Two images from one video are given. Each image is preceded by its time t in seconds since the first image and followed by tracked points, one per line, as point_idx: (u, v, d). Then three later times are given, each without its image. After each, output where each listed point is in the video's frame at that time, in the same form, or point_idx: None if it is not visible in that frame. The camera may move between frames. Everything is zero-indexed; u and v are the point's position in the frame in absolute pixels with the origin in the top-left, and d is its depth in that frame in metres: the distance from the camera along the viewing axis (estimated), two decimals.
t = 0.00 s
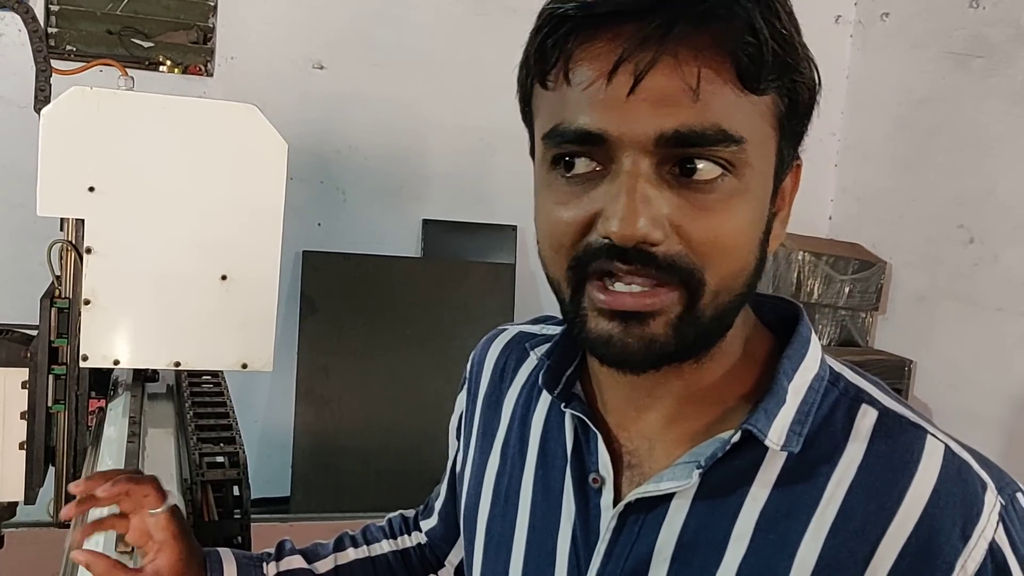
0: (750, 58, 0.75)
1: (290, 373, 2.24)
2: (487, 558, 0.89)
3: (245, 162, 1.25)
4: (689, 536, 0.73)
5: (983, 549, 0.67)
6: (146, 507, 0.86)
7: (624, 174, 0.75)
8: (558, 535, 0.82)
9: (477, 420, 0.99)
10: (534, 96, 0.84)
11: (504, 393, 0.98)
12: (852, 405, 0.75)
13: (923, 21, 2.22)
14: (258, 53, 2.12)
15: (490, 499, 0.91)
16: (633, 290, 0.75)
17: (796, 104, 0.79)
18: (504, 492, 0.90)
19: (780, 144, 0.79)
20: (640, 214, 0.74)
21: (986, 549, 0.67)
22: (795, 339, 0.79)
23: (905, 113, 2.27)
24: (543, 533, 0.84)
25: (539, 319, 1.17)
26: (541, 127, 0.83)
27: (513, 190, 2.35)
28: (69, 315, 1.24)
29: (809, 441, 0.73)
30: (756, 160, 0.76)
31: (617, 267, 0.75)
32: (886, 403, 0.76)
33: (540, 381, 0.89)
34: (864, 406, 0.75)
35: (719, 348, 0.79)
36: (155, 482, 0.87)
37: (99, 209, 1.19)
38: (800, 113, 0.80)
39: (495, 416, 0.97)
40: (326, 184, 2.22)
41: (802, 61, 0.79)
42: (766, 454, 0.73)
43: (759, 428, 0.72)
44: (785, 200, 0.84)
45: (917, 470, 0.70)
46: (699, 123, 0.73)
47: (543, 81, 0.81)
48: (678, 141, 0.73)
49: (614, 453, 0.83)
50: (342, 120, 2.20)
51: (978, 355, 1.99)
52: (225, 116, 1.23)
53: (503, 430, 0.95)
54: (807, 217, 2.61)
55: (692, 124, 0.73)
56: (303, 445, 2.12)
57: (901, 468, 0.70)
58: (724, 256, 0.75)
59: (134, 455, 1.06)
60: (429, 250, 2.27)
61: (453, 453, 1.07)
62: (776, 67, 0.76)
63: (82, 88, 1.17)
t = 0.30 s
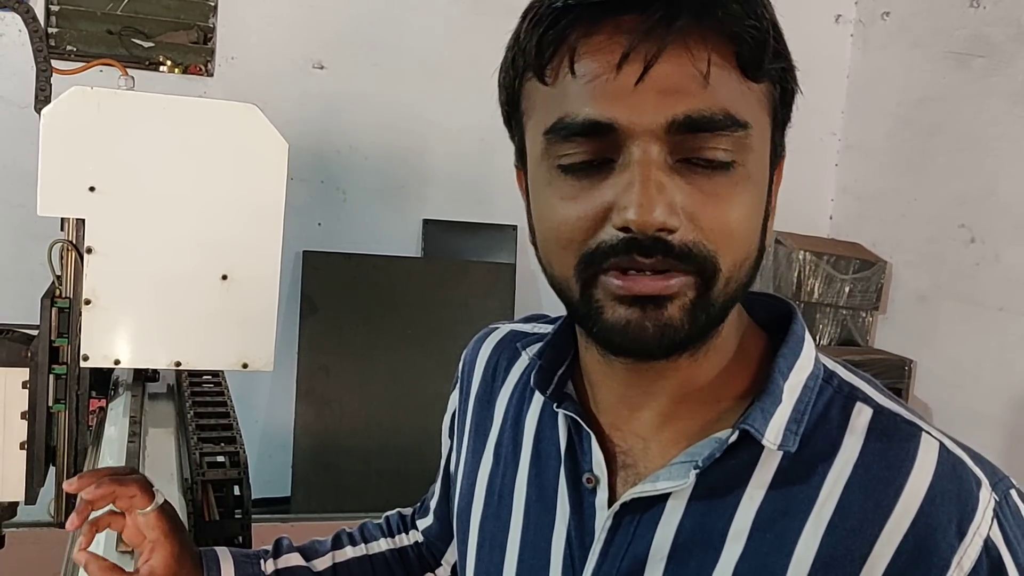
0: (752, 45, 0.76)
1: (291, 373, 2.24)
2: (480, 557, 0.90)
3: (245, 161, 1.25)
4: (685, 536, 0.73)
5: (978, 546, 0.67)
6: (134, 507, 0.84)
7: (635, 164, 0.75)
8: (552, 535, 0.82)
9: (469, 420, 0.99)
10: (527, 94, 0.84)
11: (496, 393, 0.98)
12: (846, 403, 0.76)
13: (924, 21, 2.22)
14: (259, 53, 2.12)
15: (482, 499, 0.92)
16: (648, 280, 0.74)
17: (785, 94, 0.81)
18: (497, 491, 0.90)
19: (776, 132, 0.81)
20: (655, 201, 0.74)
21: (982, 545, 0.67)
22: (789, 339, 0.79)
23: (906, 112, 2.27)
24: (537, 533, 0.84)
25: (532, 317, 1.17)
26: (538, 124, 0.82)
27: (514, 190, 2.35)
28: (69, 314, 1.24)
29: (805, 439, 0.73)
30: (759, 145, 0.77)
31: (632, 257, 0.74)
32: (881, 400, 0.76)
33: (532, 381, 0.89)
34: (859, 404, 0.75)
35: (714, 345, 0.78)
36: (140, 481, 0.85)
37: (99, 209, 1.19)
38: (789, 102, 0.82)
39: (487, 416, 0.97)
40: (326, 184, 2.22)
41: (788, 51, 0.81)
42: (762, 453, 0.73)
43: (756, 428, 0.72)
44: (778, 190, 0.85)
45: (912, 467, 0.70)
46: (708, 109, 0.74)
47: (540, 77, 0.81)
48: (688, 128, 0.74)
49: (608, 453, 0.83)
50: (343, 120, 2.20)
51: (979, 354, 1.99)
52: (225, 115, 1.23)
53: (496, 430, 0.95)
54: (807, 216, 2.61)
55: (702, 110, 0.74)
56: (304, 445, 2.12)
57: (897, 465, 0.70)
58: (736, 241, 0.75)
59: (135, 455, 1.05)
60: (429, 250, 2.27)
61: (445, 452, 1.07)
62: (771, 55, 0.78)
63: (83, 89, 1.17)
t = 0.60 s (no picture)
0: (757, 42, 0.76)
1: (292, 373, 2.24)
2: (479, 557, 0.90)
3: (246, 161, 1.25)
4: (684, 537, 0.73)
5: (977, 547, 0.66)
6: (111, 513, 0.84)
7: (636, 157, 0.75)
8: (551, 536, 0.82)
9: (468, 419, 0.99)
10: (531, 88, 0.84)
11: (495, 392, 0.98)
12: (845, 405, 0.75)
13: (925, 22, 2.22)
14: (260, 54, 2.12)
15: (481, 500, 0.92)
16: (644, 275, 0.74)
17: (789, 96, 0.81)
18: (496, 492, 0.90)
19: (779, 133, 0.80)
20: (656, 196, 0.73)
21: (980, 548, 0.66)
22: (788, 339, 0.79)
23: (907, 113, 2.27)
24: (536, 534, 0.84)
25: (529, 316, 1.17)
26: (541, 118, 0.82)
27: (515, 191, 2.35)
28: (71, 315, 1.22)
29: (804, 440, 0.73)
30: (762, 144, 0.77)
31: (629, 252, 0.74)
32: (879, 402, 0.75)
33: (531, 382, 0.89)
34: (857, 406, 0.75)
35: (712, 345, 0.78)
36: (112, 488, 0.85)
37: (100, 210, 1.19)
38: (792, 105, 0.82)
39: (485, 416, 0.97)
40: (327, 184, 2.22)
41: (791, 53, 0.81)
42: (761, 455, 0.73)
43: (755, 429, 0.72)
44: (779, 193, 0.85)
45: (911, 468, 0.70)
46: (711, 105, 0.74)
47: (545, 70, 0.81)
48: (690, 123, 0.74)
49: (607, 454, 0.83)
50: (344, 121, 2.20)
51: (980, 355, 1.99)
52: (226, 115, 1.23)
53: (495, 430, 0.94)
54: (808, 217, 2.61)
55: (705, 106, 0.74)
56: (305, 446, 2.12)
57: (896, 467, 0.70)
58: (736, 240, 0.75)
59: (136, 455, 1.05)
60: (431, 251, 2.27)
61: (443, 451, 1.07)
62: (775, 56, 0.78)
63: (84, 90, 1.17)
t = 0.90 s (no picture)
0: (779, 39, 0.76)
1: (294, 376, 2.24)
2: (491, 563, 0.89)
3: (251, 163, 1.25)
4: (698, 542, 0.73)
5: (995, 554, 0.66)
6: (127, 516, 0.82)
7: (654, 143, 0.75)
8: (564, 540, 0.82)
9: (479, 425, 0.99)
10: (556, 79, 0.84)
11: (506, 398, 0.98)
12: (860, 411, 0.75)
13: (927, 23, 2.21)
14: (261, 57, 2.12)
15: (493, 506, 0.91)
16: (658, 260, 0.73)
17: (811, 101, 0.81)
18: (508, 497, 0.90)
19: (797, 135, 0.80)
20: (671, 180, 0.73)
21: (998, 554, 0.66)
22: (802, 344, 0.79)
23: (909, 115, 2.26)
24: (548, 539, 0.83)
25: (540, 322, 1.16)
26: (563, 106, 0.82)
27: (517, 193, 2.34)
28: (72, 318, 1.23)
29: (818, 446, 0.73)
30: (779, 142, 0.77)
31: (644, 237, 0.73)
32: (894, 408, 0.75)
33: (545, 385, 0.88)
34: (872, 412, 0.74)
35: (724, 346, 0.78)
36: (130, 489, 0.83)
37: (101, 212, 1.18)
38: (814, 111, 0.82)
39: (497, 421, 0.97)
40: (329, 187, 2.21)
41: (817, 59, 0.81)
42: (775, 458, 0.73)
43: (769, 433, 0.71)
44: (796, 201, 0.85)
45: (928, 473, 0.70)
46: (729, 96, 0.74)
47: (570, 61, 0.81)
48: (708, 113, 0.74)
49: (621, 458, 0.83)
50: (346, 123, 2.20)
51: (985, 357, 1.99)
52: (227, 117, 1.23)
53: (506, 436, 0.94)
54: (810, 220, 2.60)
55: (723, 97, 0.74)
56: (307, 449, 2.12)
57: (912, 472, 0.70)
58: (750, 232, 0.74)
59: (139, 458, 1.04)
60: (432, 253, 2.27)
61: (453, 457, 1.06)
62: (799, 57, 0.78)
63: (86, 93, 1.17)
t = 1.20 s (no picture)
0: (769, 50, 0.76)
1: (294, 378, 2.24)
2: (502, 565, 0.89)
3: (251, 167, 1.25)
4: (711, 538, 0.73)
5: (1003, 545, 0.67)
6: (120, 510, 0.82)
7: (650, 161, 0.75)
8: (577, 541, 0.82)
9: (490, 430, 0.99)
10: (556, 98, 0.85)
11: (517, 403, 0.98)
12: (868, 408, 0.75)
13: (926, 26, 2.22)
14: (260, 59, 2.12)
15: (504, 509, 0.91)
16: (659, 272, 0.74)
17: (809, 106, 0.81)
18: (520, 501, 0.90)
19: (796, 140, 0.80)
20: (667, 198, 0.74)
21: (1006, 546, 0.67)
22: (809, 344, 0.79)
23: (909, 117, 2.27)
24: (561, 540, 0.83)
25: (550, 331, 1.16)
26: (563, 125, 0.83)
27: (517, 194, 2.34)
28: (73, 321, 1.23)
29: (828, 442, 0.73)
30: (775, 151, 0.76)
31: (645, 253, 0.74)
32: (901, 406, 0.76)
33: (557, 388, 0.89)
34: (880, 409, 0.75)
35: (734, 346, 0.78)
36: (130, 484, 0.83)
37: (101, 217, 1.19)
38: (812, 114, 0.81)
39: (509, 427, 0.97)
40: (328, 188, 2.22)
41: (812, 63, 0.80)
42: (787, 453, 0.73)
43: (781, 427, 0.72)
44: (798, 201, 0.85)
45: (937, 467, 0.70)
46: (722, 112, 0.74)
47: (567, 80, 0.81)
48: (702, 128, 0.74)
49: (634, 459, 0.83)
50: (345, 125, 2.20)
51: (983, 359, 1.99)
52: (225, 121, 1.23)
53: (518, 440, 0.94)
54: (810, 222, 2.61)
55: (716, 113, 0.74)
56: (306, 451, 2.12)
57: (921, 466, 0.70)
58: (749, 240, 0.74)
59: (139, 459, 1.04)
60: (432, 255, 2.27)
61: (461, 465, 1.06)
62: (792, 65, 0.77)
63: (87, 95, 1.17)
